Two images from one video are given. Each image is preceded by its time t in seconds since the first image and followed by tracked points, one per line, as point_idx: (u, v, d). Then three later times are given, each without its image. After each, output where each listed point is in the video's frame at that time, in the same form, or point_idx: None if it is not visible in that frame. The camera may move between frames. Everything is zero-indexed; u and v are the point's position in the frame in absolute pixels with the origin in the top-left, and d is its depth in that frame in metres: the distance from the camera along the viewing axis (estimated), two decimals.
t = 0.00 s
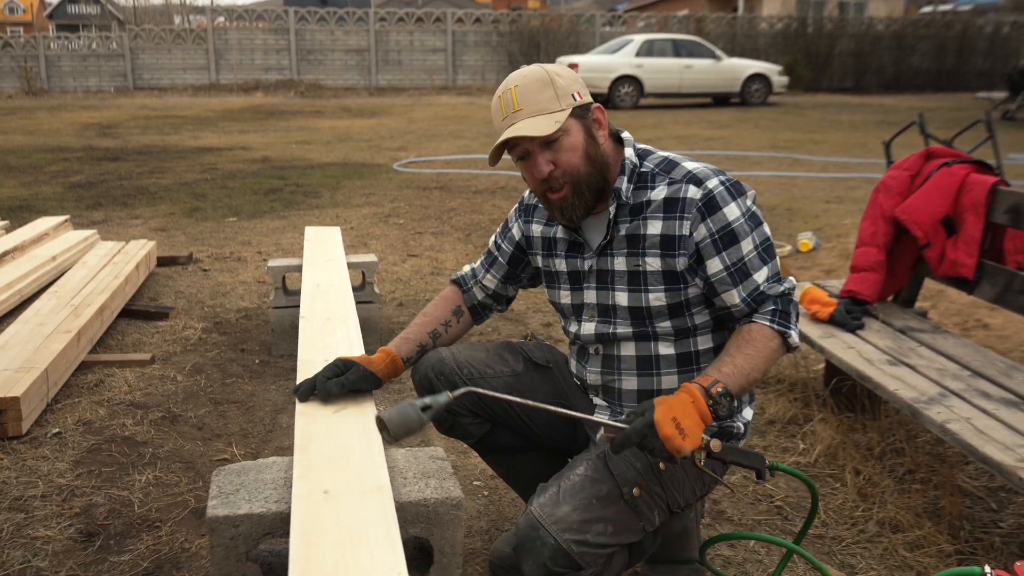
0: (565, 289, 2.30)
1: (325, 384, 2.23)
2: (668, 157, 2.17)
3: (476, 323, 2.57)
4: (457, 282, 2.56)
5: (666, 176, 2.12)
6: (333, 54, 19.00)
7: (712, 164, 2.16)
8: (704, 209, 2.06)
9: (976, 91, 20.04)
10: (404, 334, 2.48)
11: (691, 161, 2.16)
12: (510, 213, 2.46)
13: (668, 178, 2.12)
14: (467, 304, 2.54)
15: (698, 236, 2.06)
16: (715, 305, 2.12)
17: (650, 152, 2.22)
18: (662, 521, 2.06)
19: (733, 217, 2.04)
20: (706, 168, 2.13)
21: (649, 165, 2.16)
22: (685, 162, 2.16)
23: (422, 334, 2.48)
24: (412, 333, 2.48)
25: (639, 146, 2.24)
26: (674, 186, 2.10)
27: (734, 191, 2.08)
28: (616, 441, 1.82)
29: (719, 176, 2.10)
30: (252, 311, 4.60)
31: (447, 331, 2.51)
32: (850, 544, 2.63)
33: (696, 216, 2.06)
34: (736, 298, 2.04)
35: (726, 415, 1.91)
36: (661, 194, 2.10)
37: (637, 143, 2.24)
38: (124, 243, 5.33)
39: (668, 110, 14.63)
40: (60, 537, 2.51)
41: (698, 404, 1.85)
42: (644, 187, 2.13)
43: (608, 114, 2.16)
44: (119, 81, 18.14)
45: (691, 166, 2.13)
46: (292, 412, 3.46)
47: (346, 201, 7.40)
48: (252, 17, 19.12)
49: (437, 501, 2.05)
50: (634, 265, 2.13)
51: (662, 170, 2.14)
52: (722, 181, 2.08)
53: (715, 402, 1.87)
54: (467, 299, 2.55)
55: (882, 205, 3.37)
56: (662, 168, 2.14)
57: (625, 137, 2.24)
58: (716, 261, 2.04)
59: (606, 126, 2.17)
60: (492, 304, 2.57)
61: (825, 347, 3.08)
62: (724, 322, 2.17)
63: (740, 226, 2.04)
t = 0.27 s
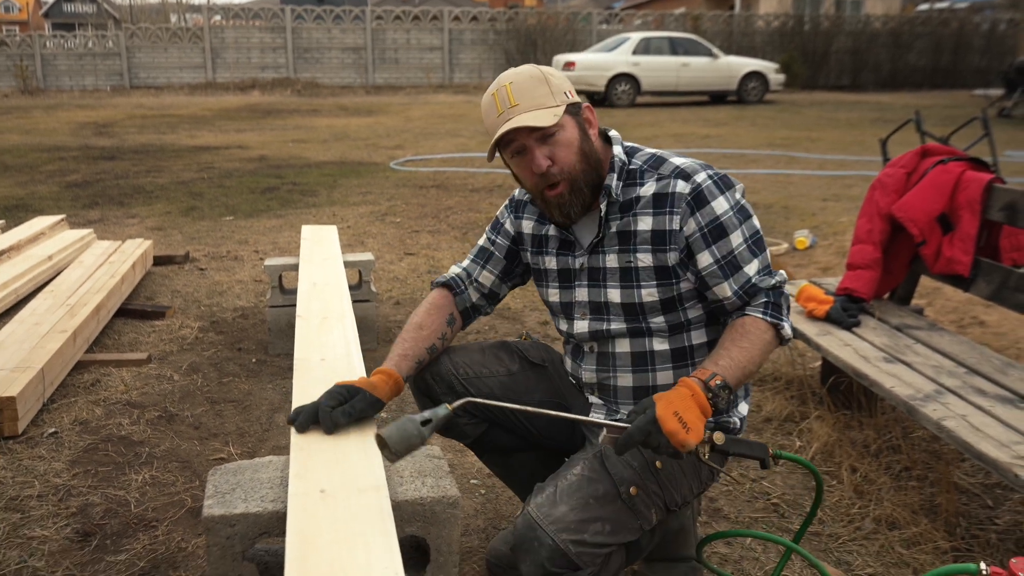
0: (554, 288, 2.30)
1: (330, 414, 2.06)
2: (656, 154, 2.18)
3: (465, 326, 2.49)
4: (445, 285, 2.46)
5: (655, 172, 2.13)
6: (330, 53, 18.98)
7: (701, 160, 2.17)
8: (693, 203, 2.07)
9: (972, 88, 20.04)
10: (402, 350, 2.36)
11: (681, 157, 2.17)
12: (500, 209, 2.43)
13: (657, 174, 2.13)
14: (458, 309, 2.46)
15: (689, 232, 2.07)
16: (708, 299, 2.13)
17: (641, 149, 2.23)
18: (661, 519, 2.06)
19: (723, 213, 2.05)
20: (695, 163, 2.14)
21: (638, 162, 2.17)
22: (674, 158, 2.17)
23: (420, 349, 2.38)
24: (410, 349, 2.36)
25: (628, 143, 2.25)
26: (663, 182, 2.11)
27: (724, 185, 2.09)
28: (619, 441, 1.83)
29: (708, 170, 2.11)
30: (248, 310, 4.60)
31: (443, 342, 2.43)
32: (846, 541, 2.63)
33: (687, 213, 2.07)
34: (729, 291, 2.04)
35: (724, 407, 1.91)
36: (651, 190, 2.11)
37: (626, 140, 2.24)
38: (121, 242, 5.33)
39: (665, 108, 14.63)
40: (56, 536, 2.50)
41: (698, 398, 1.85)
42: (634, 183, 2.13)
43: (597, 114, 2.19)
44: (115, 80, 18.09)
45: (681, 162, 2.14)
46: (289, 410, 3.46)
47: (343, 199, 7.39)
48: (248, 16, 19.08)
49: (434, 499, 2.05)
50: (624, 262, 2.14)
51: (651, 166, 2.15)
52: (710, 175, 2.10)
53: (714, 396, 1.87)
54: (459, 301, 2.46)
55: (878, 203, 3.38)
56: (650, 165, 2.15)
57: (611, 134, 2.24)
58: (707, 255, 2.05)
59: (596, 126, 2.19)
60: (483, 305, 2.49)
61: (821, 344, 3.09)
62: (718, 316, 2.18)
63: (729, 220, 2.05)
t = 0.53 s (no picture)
0: (545, 289, 2.29)
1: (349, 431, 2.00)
2: (644, 153, 2.19)
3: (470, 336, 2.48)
4: (444, 297, 2.44)
5: (643, 171, 2.14)
6: (325, 52, 18.96)
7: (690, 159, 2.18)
8: (681, 202, 2.08)
9: (967, 86, 20.06)
10: (405, 364, 2.32)
11: (669, 156, 2.18)
12: (490, 212, 2.41)
13: (646, 173, 2.13)
14: (462, 319, 2.44)
15: (679, 230, 2.07)
16: (698, 296, 2.13)
17: (629, 150, 2.23)
18: (653, 517, 2.06)
19: (711, 212, 2.06)
20: (684, 162, 2.14)
21: (626, 162, 2.17)
22: (662, 157, 2.17)
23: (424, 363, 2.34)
24: (413, 363, 2.33)
25: (615, 143, 2.25)
26: (652, 181, 2.11)
27: (713, 184, 2.10)
28: (645, 452, 1.79)
29: (698, 169, 2.12)
30: (243, 311, 4.59)
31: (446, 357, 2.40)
32: (841, 539, 2.63)
33: (676, 212, 2.08)
34: (720, 287, 2.04)
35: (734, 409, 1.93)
36: (639, 190, 2.12)
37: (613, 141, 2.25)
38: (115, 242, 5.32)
39: (660, 107, 14.63)
40: (50, 538, 2.50)
41: (709, 400, 1.86)
42: (622, 183, 2.14)
43: (580, 116, 2.20)
44: (109, 80, 18.06)
45: (669, 161, 2.14)
46: (283, 411, 3.46)
47: (338, 199, 7.38)
48: (243, 15, 19.04)
49: (428, 500, 2.04)
50: (613, 262, 2.14)
51: (639, 166, 2.15)
52: (699, 173, 2.11)
53: (725, 398, 1.88)
54: (461, 312, 2.44)
55: (872, 201, 3.38)
56: (638, 164, 2.16)
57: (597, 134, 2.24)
58: (697, 253, 2.06)
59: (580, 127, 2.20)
60: (485, 312, 2.47)
61: (815, 344, 3.09)
62: (708, 313, 2.18)
63: (718, 217, 2.06)
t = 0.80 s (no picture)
0: (545, 290, 2.30)
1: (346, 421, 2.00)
2: (643, 154, 2.19)
3: (465, 338, 2.47)
4: (439, 297, 2.44)
5: (643, 172, 2.14)
6: (322, 52, 18.94)
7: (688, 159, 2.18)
8: (682, 203, 2.08)
9: (964, 86, 20.09)
10: (399, 356, 2.31)
11: (668, 156, 2.18)
12: (487, 215, 2.41)
13: (645, 174, 2.13)
14: (456, 319, 2.44)
15: (679, 231, 2.08)
16: (698, 297, 2.13)
17: (627, 150, 2.23)
18: (653, 515, 2.06)
19: (711, 212, 2.07)
20: (683, 162, 2.15)
21: (625, 163, 2.17)
22: (661, 158, 2.17)
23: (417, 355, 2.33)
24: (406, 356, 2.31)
25: (615, 143, 2.25)
26: (652, 182, 2.12)
27: (712, 184, 2.10)
28: (641, 456, 1.80)
29: (696, 169, 2.12)
30: (240, 311, 4.58)
31: (442, 351, 2.38)
32: (840, 539, 2.64)
33: (675, 213, 2.08)
34: (720, 288, 2.04)
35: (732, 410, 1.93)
36: (640, 191, 2.12)
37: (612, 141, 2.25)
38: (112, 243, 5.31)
39: (658, 107, 14.64)
40: (47, 540, 2.49)
41: (708, 403, 1.86)
42: (622, 184, 2.14)
43: (582, 117, 2.19)
44: (106, 80, 18.04)
45: (668, 162, 2.15)
46: (281, 412, 3.45)
47: (335, 199, 7.37)
48: (239, 15, 19.02)
49: (426, 501, 2.03)
50: (613, 262, 2.14)
51: (639, 167, 2.15)
52: (698, 174, 2.11)
53: (724, 399, 1.88)
54: (456, 312, 2.43)
55: (870, 202, 3.38)
56: (638, 165, 2.16)
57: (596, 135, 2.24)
58: (696, 253, 2.06)
59: (581, 128, 2.19)
60: (480, 315, 2.47)
61: (813, 344, 3.09)
62: (708, 313, 2.18)
63: (718, 218, 2.06)
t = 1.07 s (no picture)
0: (545, 287, 2.30)
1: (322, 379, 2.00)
2: (642, 153, 2.19)
3: (484, 338, 2.46)
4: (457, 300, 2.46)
5: (641, 171, 2.14)
6: (321, 52, 18.93)
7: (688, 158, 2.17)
8: (678, 201, 2.08)
9: (963, 86, 20.10)
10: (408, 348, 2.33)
11: (667, 155, 2.18)
12: (496, 214, 2.42)
13: (644, 173, 2.13)
14: (473, 319, 2.44)
15: (676, 230, 2.07)
16: (695, 295, 2.13)
17: (627, 148, 2.23)
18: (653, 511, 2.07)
19: (708, 211, 2.06)
20: (681, 161, 2.14)
21: (623, 161, 2.17)
22: (660, 156, 2.17)
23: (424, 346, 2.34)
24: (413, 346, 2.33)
25: (615, 142, 2.25)
26: (649, 180, 2.11)
27: (710, 183, 2.10)
28: (632, 464, 1.80)
29: (694, 168, 2.12)
30: (239, 311, 4.58)
31: (453, 345, 2.38)
32: (838, 538, 2.64)
33: (672, 212, 2.08)
34: (715, 287, 2.05)
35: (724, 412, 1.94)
36: (637, 189, 2.12)
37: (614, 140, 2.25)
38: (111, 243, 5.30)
39: (657, 107, 14.64)
40: (46, 539, 2.49)
41: (697, 406, 1.87)
42: (621, 182, 2.14)
43: (576, 117, 2.12)
44: (105, 80, 18.02)
45: (666, 160, 2.14)
46: (280, 411, 3.45)
47: (334, 199, 7.37)
48: (238, 14, 19.00)
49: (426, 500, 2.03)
50: (610, 260, 2.14)
51: (637, 165, 2.15)
52: (696, 172, 2.11)
53: (713, 402, 1.89)
54: (472, 314, 2.44)
55: (869, 200, 3.38)
56: (637, 164, 2.16)
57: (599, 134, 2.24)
58: (692, 252, 2.06)
59: (575, 128, 2.13)
60: (499, 314, 2.46)
61: (812, 343, 3.10)
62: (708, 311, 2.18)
63: (714, 217, 2.06)
